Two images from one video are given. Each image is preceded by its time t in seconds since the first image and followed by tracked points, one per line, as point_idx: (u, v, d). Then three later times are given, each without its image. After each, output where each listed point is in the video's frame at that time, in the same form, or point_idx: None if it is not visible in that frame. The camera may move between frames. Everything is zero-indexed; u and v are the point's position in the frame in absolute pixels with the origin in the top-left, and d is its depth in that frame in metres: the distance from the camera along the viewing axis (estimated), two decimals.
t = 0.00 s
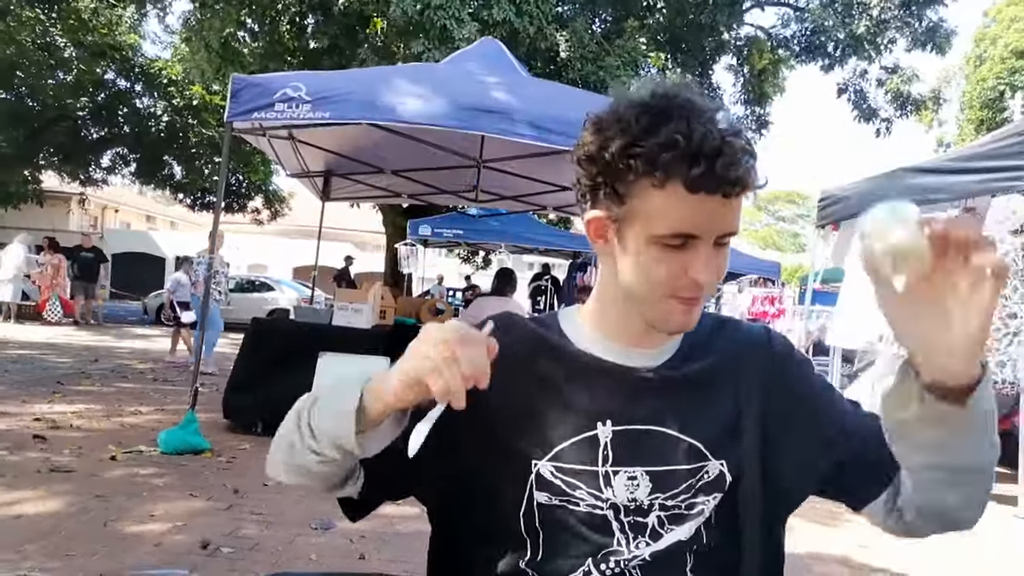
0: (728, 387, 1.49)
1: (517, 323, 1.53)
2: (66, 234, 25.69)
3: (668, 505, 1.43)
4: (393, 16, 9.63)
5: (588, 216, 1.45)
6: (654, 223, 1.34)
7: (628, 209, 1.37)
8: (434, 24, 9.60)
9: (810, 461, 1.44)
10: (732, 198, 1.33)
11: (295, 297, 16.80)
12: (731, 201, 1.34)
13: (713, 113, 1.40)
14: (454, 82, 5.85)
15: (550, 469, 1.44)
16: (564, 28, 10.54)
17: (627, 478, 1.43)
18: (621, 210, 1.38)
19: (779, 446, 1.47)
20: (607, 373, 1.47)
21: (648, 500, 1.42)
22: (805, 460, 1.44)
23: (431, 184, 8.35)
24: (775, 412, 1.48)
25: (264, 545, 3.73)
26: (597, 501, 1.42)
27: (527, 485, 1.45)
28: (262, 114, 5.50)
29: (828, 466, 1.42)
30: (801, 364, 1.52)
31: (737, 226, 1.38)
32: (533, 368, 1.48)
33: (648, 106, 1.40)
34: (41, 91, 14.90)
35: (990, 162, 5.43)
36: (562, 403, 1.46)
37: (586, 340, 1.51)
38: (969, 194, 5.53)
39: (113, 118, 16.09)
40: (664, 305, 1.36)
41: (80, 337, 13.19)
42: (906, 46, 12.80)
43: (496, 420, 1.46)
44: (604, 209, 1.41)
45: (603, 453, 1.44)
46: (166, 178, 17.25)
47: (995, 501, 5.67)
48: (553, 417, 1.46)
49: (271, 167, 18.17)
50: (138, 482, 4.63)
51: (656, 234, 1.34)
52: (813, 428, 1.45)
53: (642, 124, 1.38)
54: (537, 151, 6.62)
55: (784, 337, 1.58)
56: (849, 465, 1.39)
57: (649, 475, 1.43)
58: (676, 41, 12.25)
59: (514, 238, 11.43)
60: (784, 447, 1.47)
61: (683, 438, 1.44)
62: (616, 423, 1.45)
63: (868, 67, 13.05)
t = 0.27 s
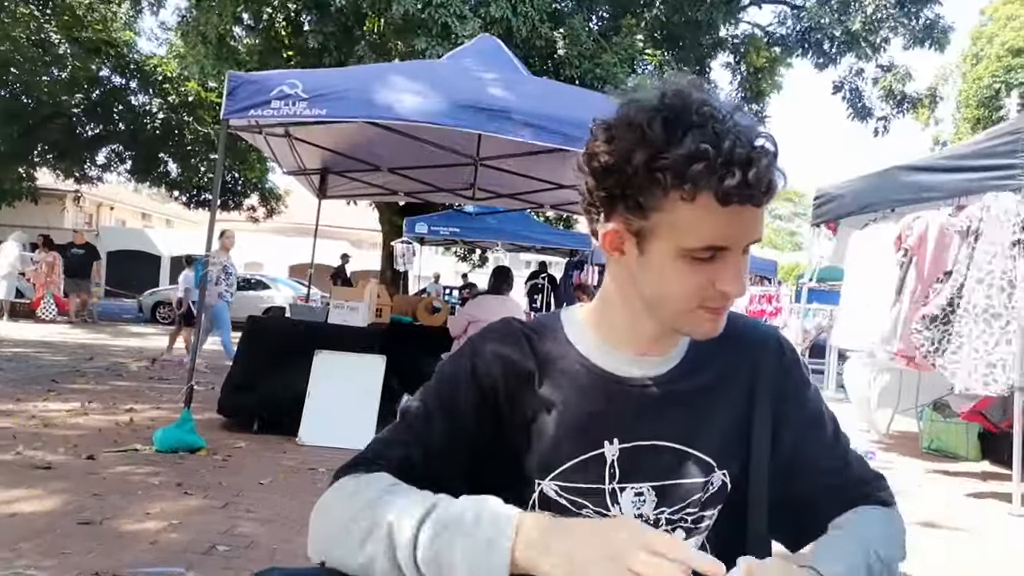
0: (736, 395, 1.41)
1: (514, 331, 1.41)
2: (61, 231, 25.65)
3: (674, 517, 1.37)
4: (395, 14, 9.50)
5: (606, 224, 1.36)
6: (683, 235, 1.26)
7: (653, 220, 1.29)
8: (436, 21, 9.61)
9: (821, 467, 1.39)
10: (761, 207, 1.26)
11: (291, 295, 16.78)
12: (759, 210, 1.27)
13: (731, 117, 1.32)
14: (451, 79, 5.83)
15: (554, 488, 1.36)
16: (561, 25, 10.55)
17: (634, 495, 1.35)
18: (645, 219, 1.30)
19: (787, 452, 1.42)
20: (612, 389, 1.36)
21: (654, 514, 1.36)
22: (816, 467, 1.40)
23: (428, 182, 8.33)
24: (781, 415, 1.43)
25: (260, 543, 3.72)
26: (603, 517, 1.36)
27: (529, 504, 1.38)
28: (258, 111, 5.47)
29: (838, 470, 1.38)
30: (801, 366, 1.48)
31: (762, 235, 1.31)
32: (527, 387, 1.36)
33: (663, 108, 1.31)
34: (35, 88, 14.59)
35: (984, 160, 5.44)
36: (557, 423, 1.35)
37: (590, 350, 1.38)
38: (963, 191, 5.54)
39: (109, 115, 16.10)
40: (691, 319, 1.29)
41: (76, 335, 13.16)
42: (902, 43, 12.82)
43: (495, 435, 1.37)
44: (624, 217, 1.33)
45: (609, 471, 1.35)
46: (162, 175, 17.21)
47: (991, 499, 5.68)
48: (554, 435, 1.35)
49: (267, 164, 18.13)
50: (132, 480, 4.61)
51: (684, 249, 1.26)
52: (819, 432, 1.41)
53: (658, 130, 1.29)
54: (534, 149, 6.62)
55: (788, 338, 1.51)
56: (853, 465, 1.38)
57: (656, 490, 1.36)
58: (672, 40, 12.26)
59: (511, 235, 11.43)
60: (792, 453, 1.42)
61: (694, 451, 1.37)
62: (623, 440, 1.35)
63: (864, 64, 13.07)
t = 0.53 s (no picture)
0: (741, 398, 1.41)
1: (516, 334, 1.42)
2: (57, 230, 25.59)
3: (678, 523, 1.37)
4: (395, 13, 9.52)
5: (613, 228, 1.36)
6: (691, 242, 1.27)
7: (661, 226, 1.29)
8: (437, 21, 9.63)
9: (827, 470, 1.39)
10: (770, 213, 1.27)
11: (288, 295, 16.78)
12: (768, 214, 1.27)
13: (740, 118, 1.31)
14: (448, 79, 5.83)
15: (559, 496, 1.37)
16: (558, 25, 10.56)
17: (638, 501, 1.36)
18: (652, 225, 1.30)
19: (791, 453, 1.43)
20: (614, 398, 1.36)
21: (658, 520, 1.36)
22: (822, 470, 1.40)
23: (426, 182, 8.34)
24: (788, 415, 1.43)
25: (257, 543, 3.72)
26: (608, 524, 1.36)
27: (536, 512, 1.39)
28: (256, 111, 5.47)
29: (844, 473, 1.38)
30: (810, 365, 1.48)
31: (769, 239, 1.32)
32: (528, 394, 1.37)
33: (669, 110, 1.31)
34: (32, 88, 14.48)
35: (978, 160, 5.44)
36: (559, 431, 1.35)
37: (594, 355, 1.38)
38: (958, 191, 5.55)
39: (105, 115, 15.99)
40: (698, 325, 1.30)
41: (72, 334, 13.14)
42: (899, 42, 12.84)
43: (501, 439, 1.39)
44: (632, 222, 1.33)
45: (614, 478, 1.35)
46: (158, 174, 17.19)
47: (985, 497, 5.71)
48: (558, 443, 1.35)
49: (264, 164, 18.11)
50: (129, 480, 4.61)
51: (692, 255, 1.27)
52: (824, 432, 1.41)
53: (664, 133, 1.28)
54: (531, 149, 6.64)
55: (797, 339, 1.50)
56: (859, 468, 1.39)
57: (659, 496, 1.36)
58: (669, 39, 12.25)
59: (509, 235, 11.44)
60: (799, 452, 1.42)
61: (700, 456, 1.37)
62: (627, 447, 1.35)
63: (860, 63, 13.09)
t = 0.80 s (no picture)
0: (735, 402, 1.38)
1: (504, 346, 1.43)
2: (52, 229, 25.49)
3: (674, 530, 1.34)
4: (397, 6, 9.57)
5: (599, 225, 1.36)
6: (675, 238, 1.27)
7: (646, 222, 1.29)
8: (436, 17, 9.65)
9: (821, 485, 1.35)
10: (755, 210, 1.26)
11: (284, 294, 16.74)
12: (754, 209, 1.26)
13: (728, 115, 1.31)
14: (445, 78, 5.83)
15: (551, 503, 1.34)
16: (554, 24, 10.55)
17: (632, 508, 1.33)
18: (637, 221, 1.30)
19: (785, 464, 1.38)
20: (601, 402, 1.36)
21: (653, 528, 1.33)
22: (817, 482, 1.36)
23: (422, 181, 8.32)
24: (783, 424, 1.39)
25: (253, 543, 3.71)
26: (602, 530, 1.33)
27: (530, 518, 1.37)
28: (251, 109, 5.45)
29: (842, 488, 1.34)
30: (808, 370, 1.45)
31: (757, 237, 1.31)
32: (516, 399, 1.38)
33: (658, 108, 1.31)
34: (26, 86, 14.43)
35: (973, 159, 5.47)
36: (546, 439, 1.36)
37: (579, 358, 1.39)
38: (953, 190, 5.58)
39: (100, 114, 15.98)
40: (683, 323, 1.30)
41: (66, 334, 13.08)
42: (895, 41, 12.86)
43: (490, 449, 1.41)
44: (617, 219, 1.33)
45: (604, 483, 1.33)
46: (153, 174, 17.14)
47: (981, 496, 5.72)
48: (547, 450, 1.36)
49: (259, 163, 18.07)
50: (123, 480, 4.59)
51: (677, 251, 1.27)
52: (823, 442, 1.37)
53: (652, 130, 1.28)
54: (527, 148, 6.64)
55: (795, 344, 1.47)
56: (855, 483, 1.34)
57: (653, 503, 1.33)
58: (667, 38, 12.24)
59: (505, 234, 11.43)
60: (798, 463, 1.38)
61: (693, 463, 1.34)
62: (617, 452, 1.33)
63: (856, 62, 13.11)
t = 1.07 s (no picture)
0: (716, 396, 1.38)
1: (497, 354, 1.44)
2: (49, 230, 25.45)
3: (667, 528, 1.34)
4: None
5: (570, 225, 1.38)
6: (641, 230, 1.27)
7: (612, 217, 1.30)
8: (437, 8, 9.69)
9: (807, 477, 1.32)
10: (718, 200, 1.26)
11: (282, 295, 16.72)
12: (720, 200, 1.27)
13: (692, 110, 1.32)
14: (443, 78, 5.84)
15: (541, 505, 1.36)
16: (552, 23, 10.56)
17: (621, 506, 1.33)
18: (604, 217, 1.31)
19: (772, 458, 1.36)
20: (583, 401, 1.36)
21: (645, 526, 1.33)
22: (803, 475, 1.33)
23: (420, 181, 8.33)
24: (766, 418, 1.38)
25: (251, 543, 3.71)
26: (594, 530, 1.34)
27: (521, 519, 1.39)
28: (248, 110, 5.45)
29: (829, 482, 1.31)
30: (792, 363, 1.43)
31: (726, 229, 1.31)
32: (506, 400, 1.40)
33: (621, 107, 1.32)
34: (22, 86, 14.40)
35: (971, 160, 5.49)
36: (536, 438, 1.37)
37: (559, 356, 1.40)
38: (950, 191, 5.60)
39: (97, 114, 15.95)
40: (654, 316, 1.31)
41: (63, 334, 13.07)
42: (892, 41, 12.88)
43: (489, 455, 1.42)
44: (586, 217, 1.35)
45: (592, 483, 1.34)
46: (151, 174, 17.12)
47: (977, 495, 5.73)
48: (535, 449, 1.37)
49: (257, 164, 18.06)
50: (121, 480, 4.58)
51: (643, 244, 1.27)
52: (805, 434, 1.35)
53: (615, 128, 1.30)
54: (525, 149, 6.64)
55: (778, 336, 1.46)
56: (838, 478, 1.31)
57: (642, 500, 1.33)
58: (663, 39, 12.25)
59: (502, 234, 11.43)
60: (786, 456, 1.35)
61: (679, 459, 1.34)
62: (603, 450, 1.34)
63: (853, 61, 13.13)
